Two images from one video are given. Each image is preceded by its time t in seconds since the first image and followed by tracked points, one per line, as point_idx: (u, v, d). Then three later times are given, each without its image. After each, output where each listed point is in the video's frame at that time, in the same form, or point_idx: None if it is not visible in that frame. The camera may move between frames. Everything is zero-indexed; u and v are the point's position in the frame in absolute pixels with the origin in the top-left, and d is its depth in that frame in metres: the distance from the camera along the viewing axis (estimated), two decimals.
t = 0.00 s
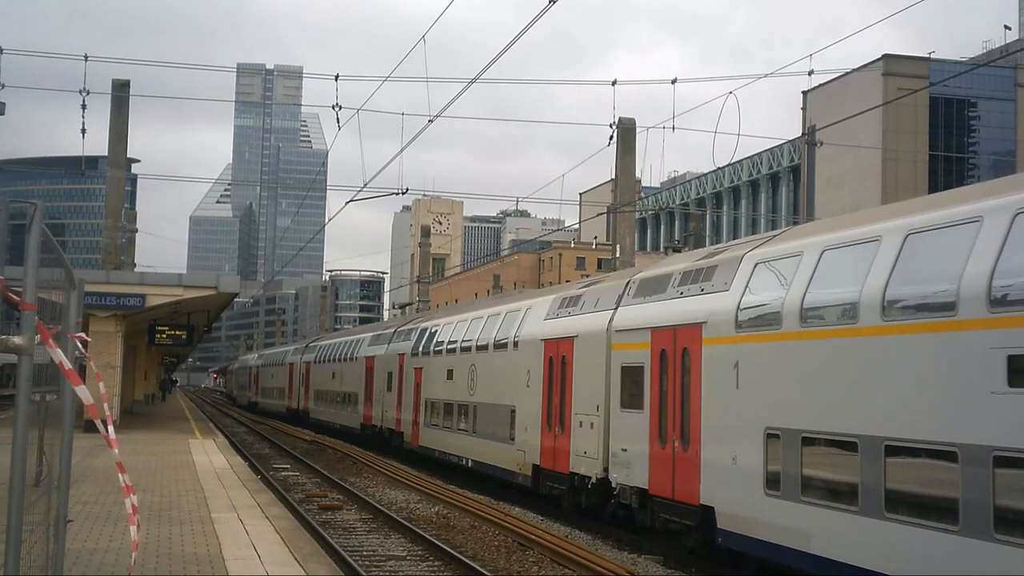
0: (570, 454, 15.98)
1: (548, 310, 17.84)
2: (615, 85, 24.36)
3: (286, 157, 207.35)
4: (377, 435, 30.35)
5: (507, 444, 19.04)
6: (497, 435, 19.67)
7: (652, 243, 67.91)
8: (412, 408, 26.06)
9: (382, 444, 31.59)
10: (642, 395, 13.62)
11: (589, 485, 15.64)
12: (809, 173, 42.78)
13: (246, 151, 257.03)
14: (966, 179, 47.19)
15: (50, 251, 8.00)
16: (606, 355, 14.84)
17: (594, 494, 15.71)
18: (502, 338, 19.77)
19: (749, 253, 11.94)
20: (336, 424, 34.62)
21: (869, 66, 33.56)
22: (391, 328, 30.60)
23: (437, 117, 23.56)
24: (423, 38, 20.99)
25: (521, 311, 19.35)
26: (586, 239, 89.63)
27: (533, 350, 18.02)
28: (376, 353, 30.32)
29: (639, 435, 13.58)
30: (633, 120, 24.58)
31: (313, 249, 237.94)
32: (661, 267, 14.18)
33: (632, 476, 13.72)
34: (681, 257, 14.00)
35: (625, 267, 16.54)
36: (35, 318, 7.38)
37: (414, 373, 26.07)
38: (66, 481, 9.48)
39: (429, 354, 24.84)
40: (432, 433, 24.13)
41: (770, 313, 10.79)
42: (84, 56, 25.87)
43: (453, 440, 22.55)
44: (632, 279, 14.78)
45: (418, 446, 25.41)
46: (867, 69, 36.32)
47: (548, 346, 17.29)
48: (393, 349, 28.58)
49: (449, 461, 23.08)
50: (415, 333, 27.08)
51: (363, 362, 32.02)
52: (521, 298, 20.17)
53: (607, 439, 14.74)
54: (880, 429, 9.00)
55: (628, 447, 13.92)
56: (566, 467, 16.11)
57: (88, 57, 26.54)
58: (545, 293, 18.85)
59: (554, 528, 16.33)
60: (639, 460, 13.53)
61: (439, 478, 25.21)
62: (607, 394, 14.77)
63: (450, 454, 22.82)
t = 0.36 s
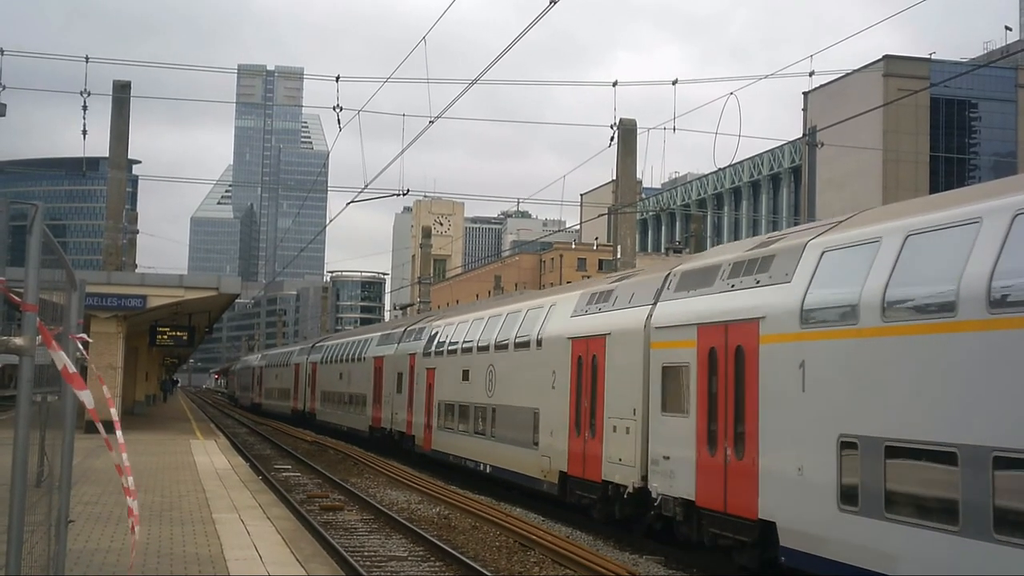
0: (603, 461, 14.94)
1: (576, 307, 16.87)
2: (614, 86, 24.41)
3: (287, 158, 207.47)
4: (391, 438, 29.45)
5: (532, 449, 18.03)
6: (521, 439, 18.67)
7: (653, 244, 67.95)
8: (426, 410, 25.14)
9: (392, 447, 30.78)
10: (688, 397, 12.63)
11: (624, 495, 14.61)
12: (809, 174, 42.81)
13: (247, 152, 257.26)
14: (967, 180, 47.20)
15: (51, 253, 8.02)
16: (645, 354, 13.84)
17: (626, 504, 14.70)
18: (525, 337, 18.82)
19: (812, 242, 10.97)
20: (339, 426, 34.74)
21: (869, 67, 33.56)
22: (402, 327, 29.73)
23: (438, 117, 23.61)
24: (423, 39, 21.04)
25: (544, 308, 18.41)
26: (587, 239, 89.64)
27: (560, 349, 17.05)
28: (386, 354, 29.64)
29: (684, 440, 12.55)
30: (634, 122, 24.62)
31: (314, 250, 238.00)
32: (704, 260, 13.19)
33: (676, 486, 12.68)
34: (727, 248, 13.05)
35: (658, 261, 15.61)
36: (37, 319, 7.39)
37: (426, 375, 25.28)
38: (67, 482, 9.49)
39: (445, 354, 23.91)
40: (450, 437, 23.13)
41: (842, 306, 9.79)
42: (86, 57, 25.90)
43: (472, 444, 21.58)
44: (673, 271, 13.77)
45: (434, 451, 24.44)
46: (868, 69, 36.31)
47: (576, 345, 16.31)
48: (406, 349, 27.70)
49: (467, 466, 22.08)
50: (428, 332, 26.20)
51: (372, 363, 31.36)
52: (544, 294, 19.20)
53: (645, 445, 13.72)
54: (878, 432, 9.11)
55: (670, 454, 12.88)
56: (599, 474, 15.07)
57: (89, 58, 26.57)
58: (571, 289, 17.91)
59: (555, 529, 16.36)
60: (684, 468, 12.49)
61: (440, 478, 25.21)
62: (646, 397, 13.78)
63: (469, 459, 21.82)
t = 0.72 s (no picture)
0: (646, 469, 13.66)
1: (610, 302, 15.67)
2: (615, 87, 24.42)
3: (287, 158, 207.51)
4: (402, 441, 28.37)
5: (561, 455, 16.81)
6: (548, 444, 17.43)
7: (653, 244, 67.96)
8: (442, 412, 24.00)
9: (402, 450, 29.76)
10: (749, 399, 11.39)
11: (670, 507, 13.34)
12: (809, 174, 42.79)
13: (248, 152, 257.30)
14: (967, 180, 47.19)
15: (50, 252, 8.01)
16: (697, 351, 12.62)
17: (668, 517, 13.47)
18: (552, 335, 17.61)
19: (899, 223, 9.74)
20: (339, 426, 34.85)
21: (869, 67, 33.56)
22: (413, 324, 28.67)
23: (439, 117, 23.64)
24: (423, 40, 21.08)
25: (573, 303, 17.21)
26: (587, 239, 89.61)
27: (592, 347, 15.84)
28: (397, 353, 28.70)
29: (744, 448, 11.30)
30: (634, 122, 24.61)
31: (314, 250, 238.05)
32: (763, 247, 12.00)
33: (736, 499, 11.41)
34: (790, 234, 11.85)
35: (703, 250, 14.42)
36: (37, 319, 7.38)
37: (441, 374, 24.31)
38: (67, 482, 9.47)
39: (463, 353, 22.77)
40: (469, 442, 21.92)
41: (947, 294, 8.54)
42: (86, 57, 25.92)
43: (494, 448, 20.34)
44: (727, 260, 12.57)
45: (452, 455, 23.25)
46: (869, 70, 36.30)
47: (612, 342, 15.10)
48: (418, 348, 26.64)
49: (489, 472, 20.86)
50: (443, 330, 25.12)
51: (381, 362, 30.42)
52: (572, 288, 18.02)
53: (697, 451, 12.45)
54: (879, 430, 9.17)
55: (727, 463, 11.63)
56: (639, 483, 13.81)
57: (90, 58, 26.56)
58: (602, 282, 16.72)
59: (555, 529, 16.37)
60: (745, 478, 11.25)
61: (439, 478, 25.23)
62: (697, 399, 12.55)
63: (492, 464, 20.58)
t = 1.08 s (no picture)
0: (696, 478, 12.20)
1: (650, 294, 14.24)
2: (614, 86, 24.40)
3: (287, 157, 207.55)
4: (413, 445, 26.87)
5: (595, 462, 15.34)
6: (580, 449, 15.97)
7: (652, 243, 67.97)
8: (457, 414, 22.58)
9: (412, 453, 28.26)
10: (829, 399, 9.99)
11: (725, 521, 11.88)
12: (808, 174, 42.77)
13: (247, 151, 257.22)
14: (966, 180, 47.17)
15: (50, 252, 8.01)
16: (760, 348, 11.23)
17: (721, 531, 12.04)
18: (584, 330, 16.18)
19: (1016, 200, 8.40)
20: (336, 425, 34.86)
21: (869, 67, 33.55)
22: (423, 321, 27.27)
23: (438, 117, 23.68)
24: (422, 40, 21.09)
25: (607, 296, 15.77)
26: (587, 239, 89.58)
27: (629, 343, 14.38)
28: (406, 351, 27.27)
29: (826, 457, 9.89)
30: (634, 122, 24.60)
31: (313, 250, 237.98)
32: (838, 231, 10.64)
33: (811, 514, 10.02)
34: (870, 215, 10.48)
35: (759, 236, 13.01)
36: (36, 318, 7.39)
37: (455, 374, 22.86)
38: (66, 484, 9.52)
39: (480, 352, 21.36)
40: (489, 445, 20.48)
41: (979, 289, 8.23)
42: (86, 57, 25.91)
43: (518, 453, 18.89)
44: (795, 245, 11.20)
45: (468, 460, 21.81)
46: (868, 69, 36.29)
47: (655, 338, 13.67)
48: (430, 346, 25.24)
49: (511, 479, 19.43)
50: (456, 328, 23.73)
51: (389, 361, 29.00)
52: (604, 280, 16.57)
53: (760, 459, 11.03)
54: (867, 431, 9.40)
55: (799, 474, 10.25)
56: (687, 496, 12.38)
57: (89, 58, 26.56)
58: (639, 272, 15.29)
59: (555, 528, 16.37)
60: (825, 493, 9.83)
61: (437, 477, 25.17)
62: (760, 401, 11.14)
63: (515, 470, 19.12)
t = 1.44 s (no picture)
0: (750, 488, 11.06)
1: (693, 287, 13.06)
2: (614, 87, 24.44)
3: (287, 157, 207.50)
4: (427, 449, 25.84)
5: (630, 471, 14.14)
6: (613, 455, 14.76)
7: (652, 243, 67.96)
8: (477, 417, 21.44)
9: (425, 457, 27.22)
10: (923, 402, 8.86)
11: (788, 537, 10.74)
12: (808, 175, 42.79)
13: (247, 151, 257.18)
14: (967, 180, 47.16)
15: (50, 252, 8.01)
16: (830, 344, 10.09)
17: (782, 548, 10.89)
18: (616, 327, 14.99)
19: None
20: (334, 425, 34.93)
21: (870, 66, 33.56)
22: (437, 319, 26.17)
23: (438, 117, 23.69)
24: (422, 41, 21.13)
25: (642, 290, 14.59)
26: (587, 238, 89.54)
27: (670, 340, 13.19)
28: (418, 350, 26.44)
29: (921, 467, 8.79)
30: (634, 122, 24.61)
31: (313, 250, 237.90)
32: (922, 214, 9.62)
33: (898, 534, 8.91)
34: (964, 194, 9.44)
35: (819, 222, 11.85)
36: (36, 319, 7.39)
37: (472, 374, 21.78)
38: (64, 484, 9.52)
39: (501, 351, 20.20)
40: (512, 450, 19.30)
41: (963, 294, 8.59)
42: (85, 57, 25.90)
43: (545, 458, 17.70)
44: (872, 230, 10.14)
45: (489, 464, 20.65)
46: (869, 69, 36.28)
47: (700, 335, 12.50)
48: (444, 346, 24.16)
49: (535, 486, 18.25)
50: (473, 326, 22.62)
51: (399, 360, 28.22)
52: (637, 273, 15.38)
53: (831, 469, 9.87)
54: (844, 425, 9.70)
55: (880, 488, 9.16)
56: (741, 511, 11.18)
57: (89, 58, 26.57)
58: (679, 263, 14.10)
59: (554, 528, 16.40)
60: (916, 508, 8.77)
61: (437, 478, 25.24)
62: (830, 404, 10.00)
63: (541, 477, 17.91)
